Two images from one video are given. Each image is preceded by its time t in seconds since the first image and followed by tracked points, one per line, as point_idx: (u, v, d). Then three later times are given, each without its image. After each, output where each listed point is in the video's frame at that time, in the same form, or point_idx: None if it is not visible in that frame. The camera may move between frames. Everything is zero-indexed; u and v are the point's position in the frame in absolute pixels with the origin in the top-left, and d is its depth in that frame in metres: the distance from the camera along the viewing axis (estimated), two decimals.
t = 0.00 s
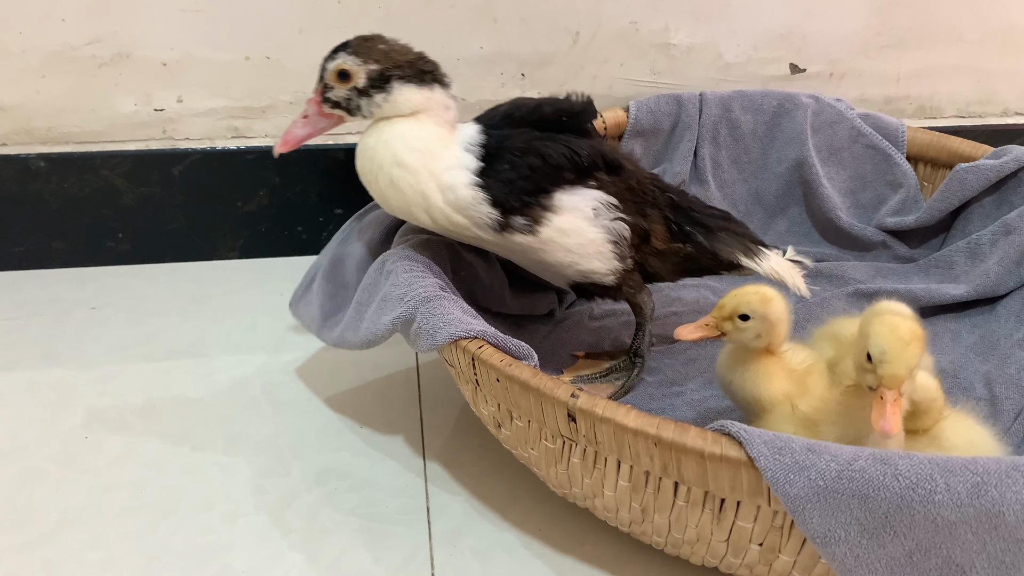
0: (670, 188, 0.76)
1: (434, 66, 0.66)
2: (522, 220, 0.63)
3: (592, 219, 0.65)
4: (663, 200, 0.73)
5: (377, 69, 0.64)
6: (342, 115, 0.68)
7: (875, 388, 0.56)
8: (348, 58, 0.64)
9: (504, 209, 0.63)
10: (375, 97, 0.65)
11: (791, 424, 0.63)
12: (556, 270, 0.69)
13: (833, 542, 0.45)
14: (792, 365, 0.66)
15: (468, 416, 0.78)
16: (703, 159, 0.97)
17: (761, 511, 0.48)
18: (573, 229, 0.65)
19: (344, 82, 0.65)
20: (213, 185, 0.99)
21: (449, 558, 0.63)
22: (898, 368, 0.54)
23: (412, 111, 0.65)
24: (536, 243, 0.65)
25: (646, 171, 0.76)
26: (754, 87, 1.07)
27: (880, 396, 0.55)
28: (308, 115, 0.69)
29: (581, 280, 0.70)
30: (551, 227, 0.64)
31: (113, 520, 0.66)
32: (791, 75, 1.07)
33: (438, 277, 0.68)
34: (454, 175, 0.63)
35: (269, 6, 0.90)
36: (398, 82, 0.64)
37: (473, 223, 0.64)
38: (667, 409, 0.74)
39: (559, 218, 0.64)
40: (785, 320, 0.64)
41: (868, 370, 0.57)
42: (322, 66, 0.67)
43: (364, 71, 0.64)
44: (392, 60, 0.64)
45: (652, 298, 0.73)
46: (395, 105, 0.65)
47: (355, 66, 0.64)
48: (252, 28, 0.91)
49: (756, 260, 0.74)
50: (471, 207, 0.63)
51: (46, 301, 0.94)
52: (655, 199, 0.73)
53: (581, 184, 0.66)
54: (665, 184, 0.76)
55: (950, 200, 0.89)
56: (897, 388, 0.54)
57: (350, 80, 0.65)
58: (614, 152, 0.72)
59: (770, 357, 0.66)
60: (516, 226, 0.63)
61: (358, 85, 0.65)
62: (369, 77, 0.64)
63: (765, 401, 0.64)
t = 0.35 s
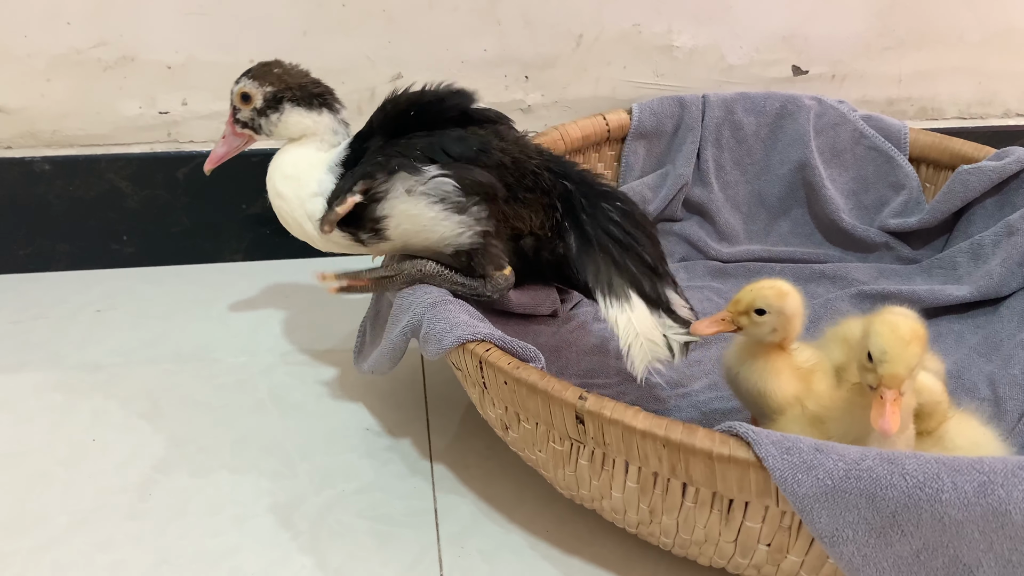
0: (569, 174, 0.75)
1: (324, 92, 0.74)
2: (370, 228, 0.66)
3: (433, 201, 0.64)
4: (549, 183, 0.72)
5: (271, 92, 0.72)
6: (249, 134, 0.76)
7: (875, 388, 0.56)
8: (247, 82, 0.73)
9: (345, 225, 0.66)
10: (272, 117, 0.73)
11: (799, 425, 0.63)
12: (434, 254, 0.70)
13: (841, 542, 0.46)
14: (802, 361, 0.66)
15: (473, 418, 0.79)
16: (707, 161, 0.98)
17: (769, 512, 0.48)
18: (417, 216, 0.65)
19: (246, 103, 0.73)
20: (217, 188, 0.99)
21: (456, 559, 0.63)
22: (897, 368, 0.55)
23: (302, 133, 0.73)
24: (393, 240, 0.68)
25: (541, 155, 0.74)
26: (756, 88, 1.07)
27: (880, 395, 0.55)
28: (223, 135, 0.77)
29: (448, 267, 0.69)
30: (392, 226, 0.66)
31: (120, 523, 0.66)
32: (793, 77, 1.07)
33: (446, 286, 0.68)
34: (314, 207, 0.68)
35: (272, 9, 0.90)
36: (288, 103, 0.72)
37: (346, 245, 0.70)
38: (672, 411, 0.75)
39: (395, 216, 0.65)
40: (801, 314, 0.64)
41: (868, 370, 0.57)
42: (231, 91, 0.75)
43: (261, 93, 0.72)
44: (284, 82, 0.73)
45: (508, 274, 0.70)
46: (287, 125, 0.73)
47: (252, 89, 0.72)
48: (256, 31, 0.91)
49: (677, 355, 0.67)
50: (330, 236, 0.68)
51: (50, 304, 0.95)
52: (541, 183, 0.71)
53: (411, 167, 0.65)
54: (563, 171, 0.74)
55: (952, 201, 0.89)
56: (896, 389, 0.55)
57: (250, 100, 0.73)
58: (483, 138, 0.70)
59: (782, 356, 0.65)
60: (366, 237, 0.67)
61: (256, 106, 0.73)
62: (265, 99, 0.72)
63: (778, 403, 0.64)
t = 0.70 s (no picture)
0: (567, 139, 0.72)
1: (298, 136, 0.69)
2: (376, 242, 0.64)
3: (437, 198, 0.63)
4: (547, 154, 0.69)
5: (244, 151, 0.68)
6: (234, 199, 0.71)
7: (876, 394, 0.57)
8: (218, 145, 0.68)
9: (353, 248, 0.65)
10: (253, 175, 0.68)
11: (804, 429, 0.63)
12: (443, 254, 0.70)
13: (845, 545, 0.46)
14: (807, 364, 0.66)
15: (476, 420, 0.79)
16: (708, 164, 0.98)
17: (773, 515, 0.48)
18: (422, 217, 0.64)
19: (223, 168, 0.69)
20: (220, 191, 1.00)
21: (461, 562, 0.63)
22: (898, 374, 0.55)
23: (288, 185, 0.69)
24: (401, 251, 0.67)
25: (533, 125, 0.72)
26: (757, 92, 1.07)
27: (881, 401, 0.56)
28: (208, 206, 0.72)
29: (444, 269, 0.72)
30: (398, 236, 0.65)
31: (126, 526, 0.66)
32: (794, 80, 1.08)
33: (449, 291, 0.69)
34: (320, 239, 0.66)
35: (275, 12, 0.90)
36: (265, 158, 0.68)
37: (355, 271, 0.67)
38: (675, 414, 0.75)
39: (399, 223, 0.64)
40: (816, 317, 0.64)
41: (869, 376, 0.58)
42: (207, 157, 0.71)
43: (235, 153, 0.68)
44: (254, 138, 0.68)
45: (507, 273, 0.72)
46: (270, 181, 0.69)
47: (224, 151, 0.68)
48: (259, 34, 0.92)
49: (752, 263, 0.66)
50: (338, 261, 0.66)
51: (53, 307, 0.95)
52: (539, 156, 0.69)
53: (405, 170, 0.64)
54: (560, 136, 0.72)
55: (953, 204, 0.89)
56: (896, 394, 0.55)
57: (228, 164, 0.69)
58: (468, 124, 0.68)
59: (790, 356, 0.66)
60: (374, 255, 0.66)
61: (233, 168, 0.69)
62: (239, 159, 0.68)
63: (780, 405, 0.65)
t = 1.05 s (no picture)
0: (496, 105, 0.65)
1: (207, 136, 0.57)
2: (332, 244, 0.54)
3: (402, 183, 0.56)
4: (481, 123, 0.63)
5: (147, 159, 0.55)
6: (138, 218, 0.59)
7: (875, 394, 0.57)
8: (113, 155, 0.56)
9: (293, 246, 0.53)
10: (160, 189, 0.55)
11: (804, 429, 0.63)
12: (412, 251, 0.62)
13: (847, 546, 0.46)
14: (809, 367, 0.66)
15: (477, 420, 0.79)
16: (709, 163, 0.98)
17: (774, 515, 0.48)
18: (386, 209, 0.55)
19: (119, 181, 0.56)
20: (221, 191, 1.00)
21: (462, 563, 0.63)
22: (896, 375, 0.55)
23: (200, 195, 0.56)
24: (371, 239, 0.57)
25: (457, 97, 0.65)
26: (758, 91, 1.07)
27: (880, 402, 0.56)
28: (105, 225, 0.60)
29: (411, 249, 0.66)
30: (348, 232, 0.54)
31: (128, 526, 0.66)
32: (794, 80, 1.08)
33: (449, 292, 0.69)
34: (245, 241, 0.53)
35: (276, 12, 0.90)
36: (173, 166, 0.55)
37: (288, 274, 0.55)
38: (676, 414, 0.75)
39: (353, 210, 0.54)
40: (795, 312, 0.64)
41: (868, 376, 0.58)
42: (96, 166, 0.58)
43: (135, 162, 0.55)
44: (159, 143, 0.56)
45: (478, 236, 0.64)
46: (181, 193, 0.55)
47: (124, 162, 0.55)
48: (260, 35, 0.92)
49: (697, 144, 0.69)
50: (270, 262, 0.54)
51: (55, 307, 0.95)
52: (474, 127, 0.62)
53: (361, 157, 0.55)
54: (491, 103, 0.65)
55: (953, 204, 0.89)
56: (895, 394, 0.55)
57: (124, 176, 0.56)
58: (390, 100, 0.61)
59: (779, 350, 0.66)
60: (317, 253, 0.54)
61: (132, 181, 0.56)
62: (142, 169, 0.55)
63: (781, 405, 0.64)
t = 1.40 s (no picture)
0: (224, 275, 0.64)
1: None
2: (35, 448, 0.52)
3: (109, 407, 0.53)
4: (218, 305, 0.62)
5: None
6: None
7: (878, 394, 0.57)
8: None
9: (16, 464, 0.52)
10: None
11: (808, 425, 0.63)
12: (122, 431, 0.55)
13: (852, 544, 0.46)
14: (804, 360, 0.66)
15: (480, 419, 0.79)
16: (712, 163, 0.99)
17: (780, 513, 0.48)
18: (98, 431, 0.53)
19: None
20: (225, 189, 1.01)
21: (467, 561, 0.63)
22: (900, 375, 0.55)
23: None
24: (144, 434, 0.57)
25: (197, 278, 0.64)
26: (761, 91, 1.07)
27: (884, 401, 0.56)
28: None
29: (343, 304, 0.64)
30: (70, 456, 0.53)
31: (132, 523, 0.66)
32: (798, 79, 1.08)
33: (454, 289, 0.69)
34: None
35: (279, 11, 0.90)
36: None
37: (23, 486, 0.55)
38: (680, 413, 0.75)
39: (70, 447, 0.53)
40: (764, 275, 0.68)
41: (872, 376, 0.57)
42: None
43: None
44: None
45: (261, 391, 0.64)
46: None
47: None
48: (264, 34, 0.92)
49: None
50: None
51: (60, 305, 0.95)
52: (210, 309, 0.62)
53: (68, 371, 0.53)
54: (230, 278, 0.64)
55: (957, 203, 0.89)
56: (897, 392, 0.55)
57: None
58: (109, 296, 0.59)
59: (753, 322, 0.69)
60: (35, 475, 0.54)
61: None
62: None
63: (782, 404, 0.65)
